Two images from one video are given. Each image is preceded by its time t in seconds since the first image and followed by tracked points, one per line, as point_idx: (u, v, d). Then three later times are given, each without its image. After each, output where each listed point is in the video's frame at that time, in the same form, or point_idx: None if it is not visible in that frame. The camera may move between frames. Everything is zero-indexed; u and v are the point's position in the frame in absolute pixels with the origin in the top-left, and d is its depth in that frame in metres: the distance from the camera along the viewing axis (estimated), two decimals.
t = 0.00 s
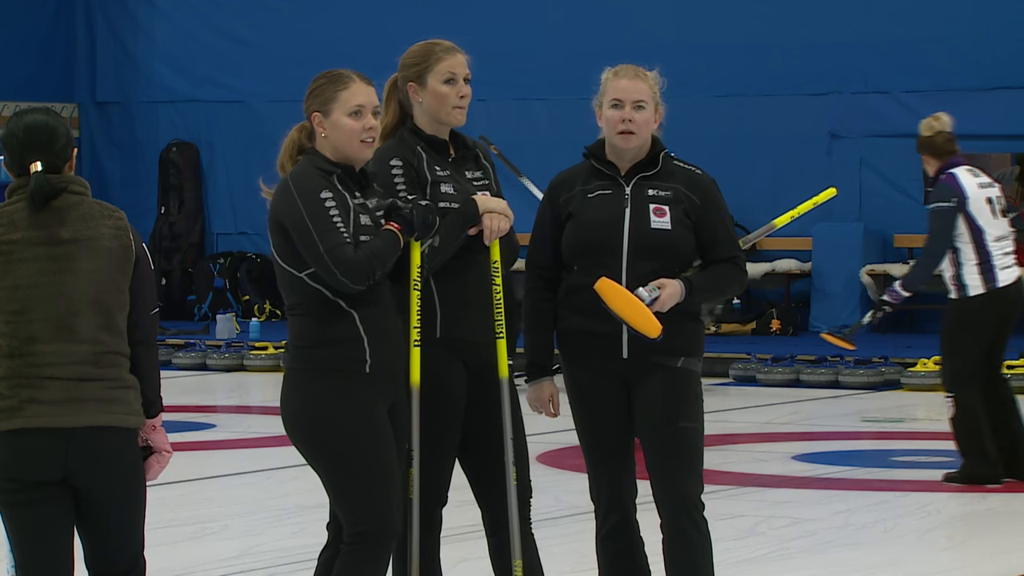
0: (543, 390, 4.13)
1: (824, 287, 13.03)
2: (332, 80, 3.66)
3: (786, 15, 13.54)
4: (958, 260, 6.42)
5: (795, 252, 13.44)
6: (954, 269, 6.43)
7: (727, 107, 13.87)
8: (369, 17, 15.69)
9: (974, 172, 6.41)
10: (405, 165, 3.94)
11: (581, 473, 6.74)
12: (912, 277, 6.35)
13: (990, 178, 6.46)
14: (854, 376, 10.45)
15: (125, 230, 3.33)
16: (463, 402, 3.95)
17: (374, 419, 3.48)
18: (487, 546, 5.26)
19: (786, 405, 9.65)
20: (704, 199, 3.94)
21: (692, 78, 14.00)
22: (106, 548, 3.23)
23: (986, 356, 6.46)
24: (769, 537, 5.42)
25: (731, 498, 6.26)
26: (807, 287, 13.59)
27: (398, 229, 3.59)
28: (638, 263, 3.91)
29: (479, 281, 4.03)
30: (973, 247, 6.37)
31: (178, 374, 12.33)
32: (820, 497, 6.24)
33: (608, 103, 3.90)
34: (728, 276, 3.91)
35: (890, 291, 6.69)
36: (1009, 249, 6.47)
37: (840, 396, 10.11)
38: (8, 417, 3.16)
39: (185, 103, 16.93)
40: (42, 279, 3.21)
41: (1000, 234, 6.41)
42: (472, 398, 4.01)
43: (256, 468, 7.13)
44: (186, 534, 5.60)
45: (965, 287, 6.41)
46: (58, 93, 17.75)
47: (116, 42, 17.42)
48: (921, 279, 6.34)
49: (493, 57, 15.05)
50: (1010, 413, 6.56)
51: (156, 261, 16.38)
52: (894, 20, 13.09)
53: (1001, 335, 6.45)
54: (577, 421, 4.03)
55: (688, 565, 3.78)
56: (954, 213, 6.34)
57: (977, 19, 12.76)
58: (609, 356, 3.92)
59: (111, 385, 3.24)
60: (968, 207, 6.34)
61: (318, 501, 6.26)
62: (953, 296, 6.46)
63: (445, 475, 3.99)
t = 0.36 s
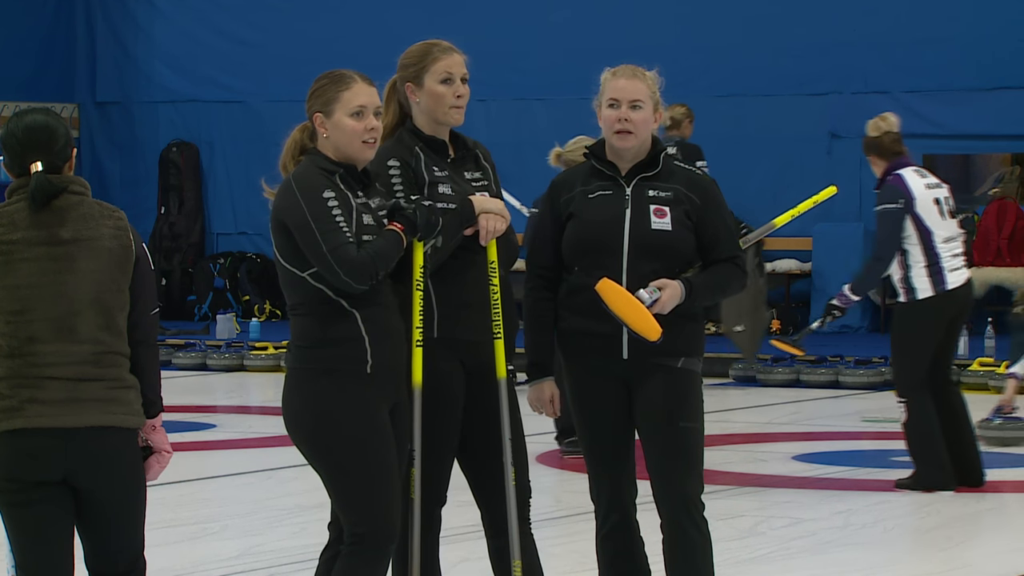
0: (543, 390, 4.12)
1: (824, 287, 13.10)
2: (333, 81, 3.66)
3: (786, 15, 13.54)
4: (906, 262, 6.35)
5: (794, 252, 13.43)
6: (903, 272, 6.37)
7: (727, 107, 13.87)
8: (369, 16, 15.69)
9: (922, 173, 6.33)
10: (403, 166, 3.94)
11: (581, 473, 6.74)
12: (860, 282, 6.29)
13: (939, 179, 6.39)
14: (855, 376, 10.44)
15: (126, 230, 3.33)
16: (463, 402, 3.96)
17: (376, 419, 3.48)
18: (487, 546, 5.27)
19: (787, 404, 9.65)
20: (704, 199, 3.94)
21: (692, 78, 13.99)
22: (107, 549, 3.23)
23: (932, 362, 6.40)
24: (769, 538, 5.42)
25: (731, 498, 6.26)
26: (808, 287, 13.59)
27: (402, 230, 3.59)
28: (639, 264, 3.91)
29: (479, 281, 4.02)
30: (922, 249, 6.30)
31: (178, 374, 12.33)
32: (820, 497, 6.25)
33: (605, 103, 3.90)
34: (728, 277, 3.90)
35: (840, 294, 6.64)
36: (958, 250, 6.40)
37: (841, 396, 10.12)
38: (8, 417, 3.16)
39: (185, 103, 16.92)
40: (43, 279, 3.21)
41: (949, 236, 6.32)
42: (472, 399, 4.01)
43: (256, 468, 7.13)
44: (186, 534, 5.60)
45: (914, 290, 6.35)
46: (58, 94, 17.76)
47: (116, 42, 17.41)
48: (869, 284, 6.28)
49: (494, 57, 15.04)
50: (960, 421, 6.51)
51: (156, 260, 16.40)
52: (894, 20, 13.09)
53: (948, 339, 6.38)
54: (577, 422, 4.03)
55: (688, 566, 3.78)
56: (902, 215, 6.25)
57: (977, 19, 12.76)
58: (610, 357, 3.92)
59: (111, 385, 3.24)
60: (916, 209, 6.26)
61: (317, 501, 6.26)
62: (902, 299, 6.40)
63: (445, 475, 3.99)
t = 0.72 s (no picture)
0: (543, 391, 4.12)
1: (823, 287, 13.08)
2: (334, 81, 3.67)
3: (786, 15, 13.53)
4: (858, 265, 6.30)
5: (794, 252, 13.43)
6: (856, 275, 6.32)
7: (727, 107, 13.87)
8: (369, 16, 15.69)
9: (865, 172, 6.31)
10: (401, 166, 3.94)
11: (581, 473, 6.74)
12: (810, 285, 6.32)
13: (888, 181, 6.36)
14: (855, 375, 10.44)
15: (126, 230, 3.33)
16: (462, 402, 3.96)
17: (376, 419, 3.48)
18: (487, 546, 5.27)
19: (787, 405, 9.65)
20: (704, 200, 3.94)
21: (692, 78, 13.99)
22: (106, 549, 3.23)
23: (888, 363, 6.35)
24: (769, 537, 5.42)
25: (732, 498, 6.26)
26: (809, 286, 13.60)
27: (401, 231, 3.60)
28: (638, 264, 3.91)
29: (478, 281, 4.03)
30: (874, 252, 6.25)
31: (178, 374, 12.33)
32: (820, 497, 6.25)
33: (603, 104, 3.91)
34: (729, 277, 3.90)
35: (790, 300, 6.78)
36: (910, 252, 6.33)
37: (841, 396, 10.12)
38: (8, 417, 3.16)
39: (185, 103, 16.92)
40: (43, 278, 3.21)
41: (896, 237, 6.27)
42: (472, 399, 4.01)
43: (256, 468, 7.13)
44: (186, 534, 5.60)
45: (867, 293, 6.29)
46: (57, 94, 17.78)
47: (116, 42, 17.41)
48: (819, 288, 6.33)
49: (494, 57, 15.05)
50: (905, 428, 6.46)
51: (156, 261, 16.42)
52: (894, 20, 13.09)
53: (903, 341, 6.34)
54: (577, 422, 4.03)
55: (688, 565, 3.78)
56: (851, 217, 6.24)
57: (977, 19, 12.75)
58: (609, 357, 3.92)
59: (110, 385, 3.24)
60: (864, 211, 6.24)
61: (317, 501, 6.26)
62: (857, 303, 6.35)
63: (446, 474, 3.99)
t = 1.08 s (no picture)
0: (541, 390, 4.11)
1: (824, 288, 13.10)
2: (332, 81, 3.66)
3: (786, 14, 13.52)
4: (781, 288, 6.09)
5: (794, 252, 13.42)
6: (782, 297, 6.09)
7: (727, 107, 13.87)
8: (368, 16, 15.68)
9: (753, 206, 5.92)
10: (401, 166, 3.94)
11: (581, 473, 6.74)
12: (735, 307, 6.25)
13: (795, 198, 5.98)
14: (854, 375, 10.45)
15: (125, 230, 3.33)
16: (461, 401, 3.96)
17: (375, 419, 3.48)
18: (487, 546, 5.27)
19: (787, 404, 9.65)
20: (704, 200, 3.94)
21: (692, 78, 13.99)
22: (106, 549, 3.22)
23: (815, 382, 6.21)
24: (768, 538, 5.42)
25: (732, 498, 6.26)
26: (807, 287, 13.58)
27: (398, 231, 3.60)
28: (637, 264, 3.91)
29: (479, 281, 4.03)
30: (796, 273, 6.05)
31: (178, 374, 12.35)
32: (820, 497, 6.25)
33: (606, 103, 3.91)
34: (728, 277, 3.90)
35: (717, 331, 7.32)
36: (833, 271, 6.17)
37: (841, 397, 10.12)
38: (8, 417, 3.16)
39: (185, 103, 16.92)
40: (42, 279, 3.21)
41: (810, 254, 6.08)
42: (473, 399, 4.01)
43: (256, 468, 7.13)
44: (187, 534, 5.60)
45: (794, 314, 6.06)
46: (58, 94, 17.78)
47: (116, 42, 17.40)
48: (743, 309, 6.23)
49: (494, 57, 15.05)
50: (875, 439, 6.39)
51: (156, 260, 16.46)
52: (894, 21, 13.08)
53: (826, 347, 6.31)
54: (577, 421, 4.03)
55: (688, 565, 3.78)
56: (768, 242, 5.99)
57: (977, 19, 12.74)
58: (608, 357, 3.92)
59: (111, 385, 3.24)
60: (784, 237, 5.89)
61: (317, 501, 6.26)
62: (784, 325, 6.10)
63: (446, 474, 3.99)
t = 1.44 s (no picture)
0: (543, 390, 4.12)
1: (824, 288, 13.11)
2: (329, 81, 3.65)
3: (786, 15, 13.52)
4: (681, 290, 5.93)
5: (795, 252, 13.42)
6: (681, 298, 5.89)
7: (727, 107, 13.87)
8: (369, 16, 15.69)
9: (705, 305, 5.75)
10: (402, 165, 3.94)
11: (581, 473, 6.74)
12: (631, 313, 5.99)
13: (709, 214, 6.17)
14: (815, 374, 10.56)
15: (126, 230, 3.33)
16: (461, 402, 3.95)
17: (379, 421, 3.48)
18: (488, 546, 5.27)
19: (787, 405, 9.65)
20: (704, 200, 3.93)
21: (692, 78, 13.99)
22: (106, 550, 3.22)
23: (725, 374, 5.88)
24: (769, 537, 5.42)
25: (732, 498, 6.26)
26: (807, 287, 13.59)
27: (398, 229, 3.60)
28: (637, 265, 3.91)
29: (479, 281, 4.03)
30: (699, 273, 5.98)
31: (178, 374, 12.34)
32: (820, 497, 6.24)
33: (617, 104, 3.90)
34: (728, 278, 3.90)
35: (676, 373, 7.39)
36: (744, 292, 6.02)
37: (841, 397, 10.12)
38: (8, 418, 3.17)
39: (185, 103, 16.92)
40: (41, 279, 3.21)
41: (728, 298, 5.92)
42: (473, 400, 4.01)
43: (257, 468, 7.13)
44: (187, 534, 5.60)
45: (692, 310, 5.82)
46: (58, 94, 17.78)
47: (116, 42, 17.41)
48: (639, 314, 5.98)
49: (494, 57, 15.05)
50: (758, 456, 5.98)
51: (156, 260, 16.43)
52: (893, 21, 13.09)
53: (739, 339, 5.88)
54: (577, 422, 4.03)
55: (688, 565, 3.78)
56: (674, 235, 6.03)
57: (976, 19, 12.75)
58: (608, 357, 3.92)
59: (111, 386, 3.23)
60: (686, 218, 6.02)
61: (317, 501, 6.26)
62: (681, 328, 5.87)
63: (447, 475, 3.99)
